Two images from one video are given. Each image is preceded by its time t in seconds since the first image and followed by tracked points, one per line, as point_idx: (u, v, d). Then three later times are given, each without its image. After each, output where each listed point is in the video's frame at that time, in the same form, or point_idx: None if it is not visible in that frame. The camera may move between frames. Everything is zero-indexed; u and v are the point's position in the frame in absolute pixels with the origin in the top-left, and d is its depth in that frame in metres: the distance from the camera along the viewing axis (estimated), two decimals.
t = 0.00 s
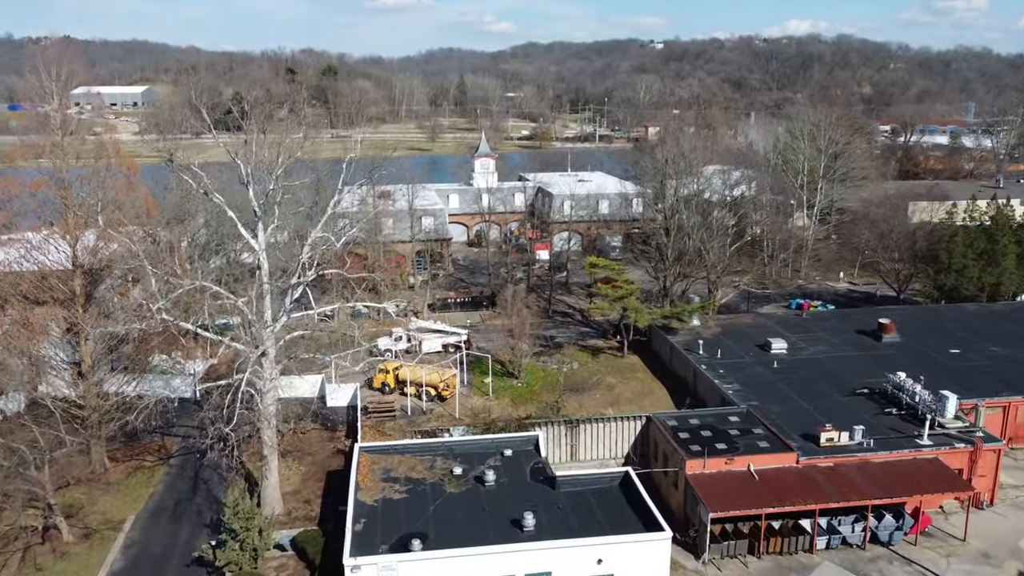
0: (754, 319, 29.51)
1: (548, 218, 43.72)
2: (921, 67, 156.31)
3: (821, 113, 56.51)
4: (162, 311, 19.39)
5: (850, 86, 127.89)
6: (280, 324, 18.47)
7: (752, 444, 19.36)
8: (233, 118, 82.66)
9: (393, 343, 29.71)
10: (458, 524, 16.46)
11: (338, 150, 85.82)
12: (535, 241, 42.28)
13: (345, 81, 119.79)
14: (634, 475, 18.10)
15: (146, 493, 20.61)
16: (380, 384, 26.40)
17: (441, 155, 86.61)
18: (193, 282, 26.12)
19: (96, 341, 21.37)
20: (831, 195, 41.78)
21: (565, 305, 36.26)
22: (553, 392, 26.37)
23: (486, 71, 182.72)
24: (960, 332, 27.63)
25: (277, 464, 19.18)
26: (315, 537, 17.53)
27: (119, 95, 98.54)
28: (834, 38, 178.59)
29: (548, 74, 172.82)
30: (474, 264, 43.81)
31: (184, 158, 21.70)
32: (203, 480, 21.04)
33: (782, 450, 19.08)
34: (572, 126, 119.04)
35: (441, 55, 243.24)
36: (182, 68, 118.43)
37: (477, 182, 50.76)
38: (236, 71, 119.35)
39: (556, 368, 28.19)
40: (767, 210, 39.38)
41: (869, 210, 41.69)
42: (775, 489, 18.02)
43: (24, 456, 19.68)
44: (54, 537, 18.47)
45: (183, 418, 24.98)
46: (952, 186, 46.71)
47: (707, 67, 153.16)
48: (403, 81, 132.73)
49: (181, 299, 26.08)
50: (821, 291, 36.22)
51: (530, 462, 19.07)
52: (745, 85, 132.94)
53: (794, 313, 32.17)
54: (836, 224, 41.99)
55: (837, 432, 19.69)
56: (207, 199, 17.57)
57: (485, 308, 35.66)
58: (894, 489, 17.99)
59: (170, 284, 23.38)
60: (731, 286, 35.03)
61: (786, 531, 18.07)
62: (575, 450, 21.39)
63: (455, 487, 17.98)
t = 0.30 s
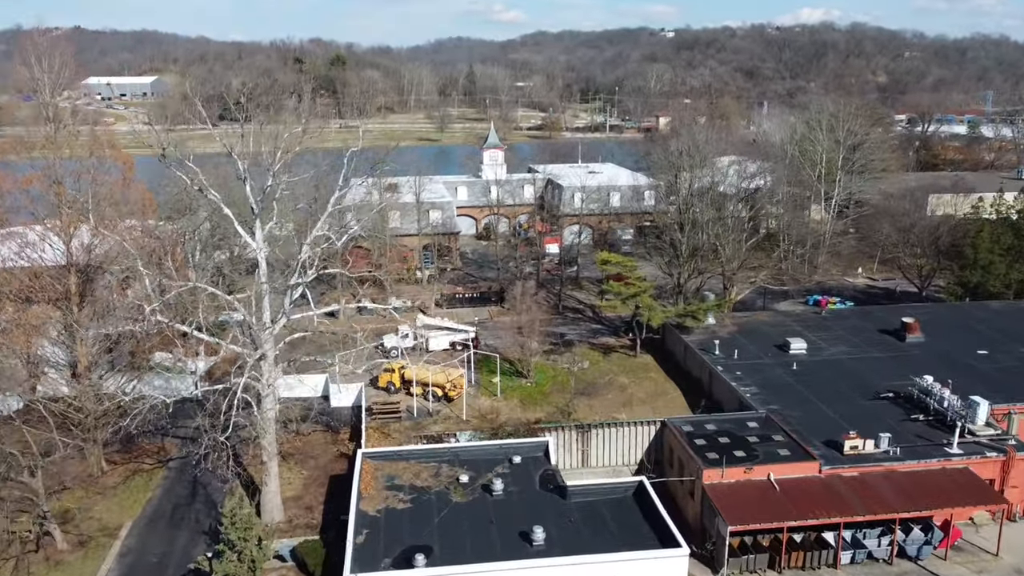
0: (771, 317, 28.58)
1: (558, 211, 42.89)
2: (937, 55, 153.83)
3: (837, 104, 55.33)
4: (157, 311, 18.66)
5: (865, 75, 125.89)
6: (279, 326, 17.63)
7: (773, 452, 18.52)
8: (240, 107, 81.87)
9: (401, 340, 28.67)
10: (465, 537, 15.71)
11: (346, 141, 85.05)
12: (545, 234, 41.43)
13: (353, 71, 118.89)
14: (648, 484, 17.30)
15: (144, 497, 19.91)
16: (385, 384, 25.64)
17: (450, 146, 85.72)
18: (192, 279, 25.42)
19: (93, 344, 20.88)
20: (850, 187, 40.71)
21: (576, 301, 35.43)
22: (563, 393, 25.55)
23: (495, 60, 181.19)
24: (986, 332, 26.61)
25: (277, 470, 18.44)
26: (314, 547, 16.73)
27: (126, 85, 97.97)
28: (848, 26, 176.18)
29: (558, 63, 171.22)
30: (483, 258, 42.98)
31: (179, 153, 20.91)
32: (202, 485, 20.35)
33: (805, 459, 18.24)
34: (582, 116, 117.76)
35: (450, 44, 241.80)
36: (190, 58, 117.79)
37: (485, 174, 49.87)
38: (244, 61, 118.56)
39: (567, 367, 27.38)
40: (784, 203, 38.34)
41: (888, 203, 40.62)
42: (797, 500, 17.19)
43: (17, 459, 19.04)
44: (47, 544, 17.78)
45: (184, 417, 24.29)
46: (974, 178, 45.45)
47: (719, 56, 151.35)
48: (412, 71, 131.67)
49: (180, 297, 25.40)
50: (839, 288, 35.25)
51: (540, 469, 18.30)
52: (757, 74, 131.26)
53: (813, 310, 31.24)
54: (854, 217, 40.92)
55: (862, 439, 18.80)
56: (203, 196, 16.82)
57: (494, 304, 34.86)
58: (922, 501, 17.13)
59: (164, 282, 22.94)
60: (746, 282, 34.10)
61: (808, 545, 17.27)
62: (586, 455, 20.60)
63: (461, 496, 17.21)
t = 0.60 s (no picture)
0: (790, 316, 27.63)
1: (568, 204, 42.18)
2: (954, 42, 151.19)
3: (854, 95, 54.10)
4: (152, 313, 17.91)
5: (881, 63, 123.75)
6: (278, 329, 16.73)
7: (795, 463, 17.69)
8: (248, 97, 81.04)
9: (407, 338, 28.05)
10: (471, 552, 14.94)
11: (355, 132, 84.17)
12: (555, 228, 40.62)
13: (362, 61, 117.90)
14: (664, 496, 16.48)
15: (142, 502, 19.17)
16: (391, 384, 24.89)
17: (460, 136, 84.72)
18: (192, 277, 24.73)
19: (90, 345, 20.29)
20: (870, 180, 39.63)
21: (587, 298, 34.57)
22: (575, 395, 24.73)
23: (506, 49, 179.81)
24: (1015, 333, 25.61)
25: (277, 478, 17.71)
26: (314, 562, 16.00)
27: (135, 75, 97.32)
28: (863, 13, 173.47)
29: (569, 53, 169.58)
30: (492, 252, 42.13)
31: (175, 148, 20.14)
32: (201, 490, 19.61)
33: (828, 469, 17.43)
34: (593, 106, 116.40)
35: (460, 34, 240.17)
36: (199, 48, 117.01)
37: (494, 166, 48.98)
38: (253, 50, 117.67)
39: (578, 367, 26.55)
40: (802, 195, 37.27)
41: (909, 197, 39.52)
42: (821, 514, 16.38)
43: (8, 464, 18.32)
44: (40, 552, 17.06)
45: (184, 417, 23.57)
46: (997, 170, 44.21)
47: (732, 44, 149.31)
48: (422, 60, 130.47)
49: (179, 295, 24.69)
50: (859, 284, 34.22)
51: (550, 478, 17.50)
52: (771, 63, 129.42)
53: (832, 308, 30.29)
54: (874, 211, 39.81)
55: (890, 449, 18.03)
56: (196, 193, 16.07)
57: (503, 300, 34.07)
58: (954, 517, 16.27)
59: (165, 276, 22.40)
60: (763, 279, 33.12)
61: (832, 561, 16.47)
62: (598, 462, 19.79)
63: (467, 507, 16.43)
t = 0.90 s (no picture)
0: (806, 316, 26.78)
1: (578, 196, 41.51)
2: (970, 32, 148.81)
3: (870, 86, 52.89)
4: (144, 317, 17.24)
5: (896, 52, 121.85)
6: (275, 334, 15.96)
7: (815, 475, 16.88)
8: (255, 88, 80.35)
9: (412, 337, 27.22)
10: (475, 571, 14.24)
11: (363, 122, 83.36)
12: (565, 222, 39.88)
13: (371, 51, 116.92)
14: (678, 510, 15.74)
15: (137, 510, 18.65)
16: (395, 386, 24.22)
17: (468, 127, 83.76)
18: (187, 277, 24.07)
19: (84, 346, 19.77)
20: (889, 174, 38.59)
21: (597, 295, 33.79)
22: (584, 398, 24.01)
23: (516, 39, 178.44)
24: None
25: (275, 487, 17.06)
26: None
27: (142, 65, 96.65)
28: (878, 2, 171.02)
29: (579, 42, 168.01)
30: (500, 246, 41.38)
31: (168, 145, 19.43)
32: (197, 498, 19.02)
33: (850, 482, 16.61)
34: (604, 96, 115.12)
35: (469, 23, 238.58)
36: (207, 37, 116.34)
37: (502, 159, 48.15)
38: (261, 40, 116.92)
39: (587, 368, 25.79)
40: (818, 189, 36.28)
41: (928, 192, 38.49)
42: (843, 530, 15.57)
43: None
44: (29, 564, 16.53)
45: (183, 419, 23.09)
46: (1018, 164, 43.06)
47: (744, 34, 147.49)
48: (431, 50, 129.35)
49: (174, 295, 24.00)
50: (877, 281, 33.28)
51: (559, 490, 16.80)
52: (783, 53, 127.75)
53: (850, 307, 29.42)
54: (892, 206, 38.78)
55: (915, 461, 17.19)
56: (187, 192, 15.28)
57: (510, 296, 33.33)
58: (983, 534, 15.44)
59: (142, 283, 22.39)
60: (778, 277, 32.22)
61: None
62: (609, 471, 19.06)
63: (472, 521, 15.74)
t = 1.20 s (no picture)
0: (822, 317, 25.91)
1: (586, 190, 40.68)
2: (983, 22, 146.68)
3: (885, 77, 51.69)
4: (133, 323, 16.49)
5: (908, 42, 120.09)
6: (268, 341, 15.20)
7: (835, 489, 16.05)
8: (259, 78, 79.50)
9: (416, 337, 26.55)
10: None
11: (368, 113, 82.42)
12: (572, 217, 39.06)
13: (376, 40, 115.74)
14: (691, 527, 14.96)
15: (128, 522, 18.12)
16: (397, 389, 23.48)
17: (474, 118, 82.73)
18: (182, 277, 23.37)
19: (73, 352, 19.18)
20: (905, 169, 37.58)
21: (605, 293, 32.98)
22: (592, 402, 23.26)
23: (523, 29, 176.88)
24: None
25: (270, 501, 16.34)
26: None
27: (148, 55, 95.94)
28: None
29: (586, 32, 166.40)
30: (506, 241, 40.57)
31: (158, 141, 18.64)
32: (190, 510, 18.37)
33: (873, 496, 15.75)
34: (612, 86, 113.80)
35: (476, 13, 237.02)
36: (212, 27, 115.30)
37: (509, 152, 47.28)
38: (266, 30, 115.94)
39: (596, 370, 25.02)
40: (833, 184, 35.29)
41: (945, 187, 37.47)
42: (866, 549, 14.71)
43: None
44: None
45: (180, 424, 22.50)
46: None
47: (753, 24, 145.75)
48: (437, 40, 128.09)
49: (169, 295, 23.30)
50: (893, 279, 32.35)
51: (566, 504, 16.07)
52: (793, 43, 126.02)
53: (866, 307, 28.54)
54: (909, 202, 37.80)
55: (940, 474, 16.29)
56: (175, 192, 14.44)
57: (516, 293, 32.52)
58: (1013, 553, 14.50)
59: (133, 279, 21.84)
60: (792, 275, 31.35)
61: None
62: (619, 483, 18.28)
63: (475, 538, 15.01)
